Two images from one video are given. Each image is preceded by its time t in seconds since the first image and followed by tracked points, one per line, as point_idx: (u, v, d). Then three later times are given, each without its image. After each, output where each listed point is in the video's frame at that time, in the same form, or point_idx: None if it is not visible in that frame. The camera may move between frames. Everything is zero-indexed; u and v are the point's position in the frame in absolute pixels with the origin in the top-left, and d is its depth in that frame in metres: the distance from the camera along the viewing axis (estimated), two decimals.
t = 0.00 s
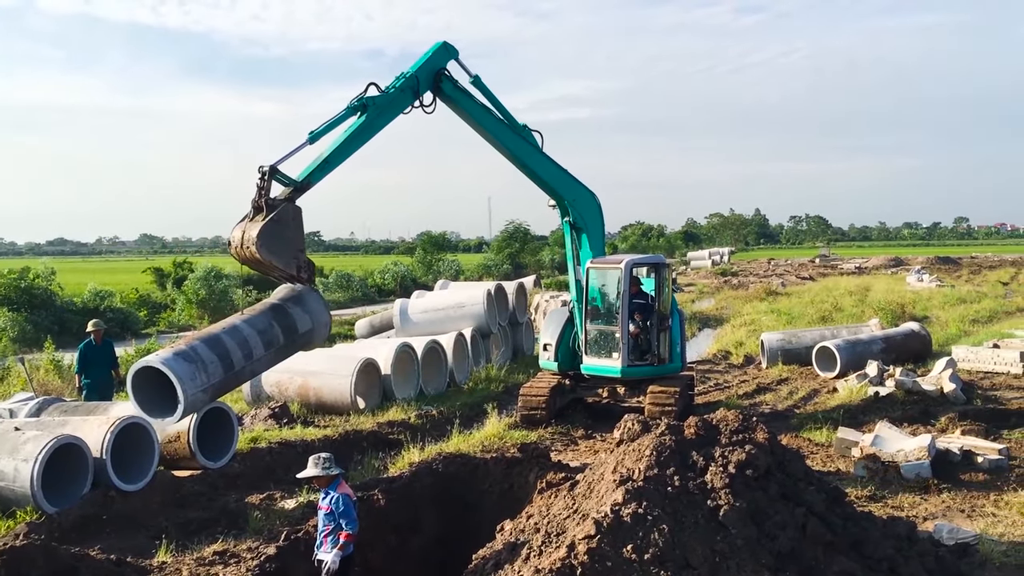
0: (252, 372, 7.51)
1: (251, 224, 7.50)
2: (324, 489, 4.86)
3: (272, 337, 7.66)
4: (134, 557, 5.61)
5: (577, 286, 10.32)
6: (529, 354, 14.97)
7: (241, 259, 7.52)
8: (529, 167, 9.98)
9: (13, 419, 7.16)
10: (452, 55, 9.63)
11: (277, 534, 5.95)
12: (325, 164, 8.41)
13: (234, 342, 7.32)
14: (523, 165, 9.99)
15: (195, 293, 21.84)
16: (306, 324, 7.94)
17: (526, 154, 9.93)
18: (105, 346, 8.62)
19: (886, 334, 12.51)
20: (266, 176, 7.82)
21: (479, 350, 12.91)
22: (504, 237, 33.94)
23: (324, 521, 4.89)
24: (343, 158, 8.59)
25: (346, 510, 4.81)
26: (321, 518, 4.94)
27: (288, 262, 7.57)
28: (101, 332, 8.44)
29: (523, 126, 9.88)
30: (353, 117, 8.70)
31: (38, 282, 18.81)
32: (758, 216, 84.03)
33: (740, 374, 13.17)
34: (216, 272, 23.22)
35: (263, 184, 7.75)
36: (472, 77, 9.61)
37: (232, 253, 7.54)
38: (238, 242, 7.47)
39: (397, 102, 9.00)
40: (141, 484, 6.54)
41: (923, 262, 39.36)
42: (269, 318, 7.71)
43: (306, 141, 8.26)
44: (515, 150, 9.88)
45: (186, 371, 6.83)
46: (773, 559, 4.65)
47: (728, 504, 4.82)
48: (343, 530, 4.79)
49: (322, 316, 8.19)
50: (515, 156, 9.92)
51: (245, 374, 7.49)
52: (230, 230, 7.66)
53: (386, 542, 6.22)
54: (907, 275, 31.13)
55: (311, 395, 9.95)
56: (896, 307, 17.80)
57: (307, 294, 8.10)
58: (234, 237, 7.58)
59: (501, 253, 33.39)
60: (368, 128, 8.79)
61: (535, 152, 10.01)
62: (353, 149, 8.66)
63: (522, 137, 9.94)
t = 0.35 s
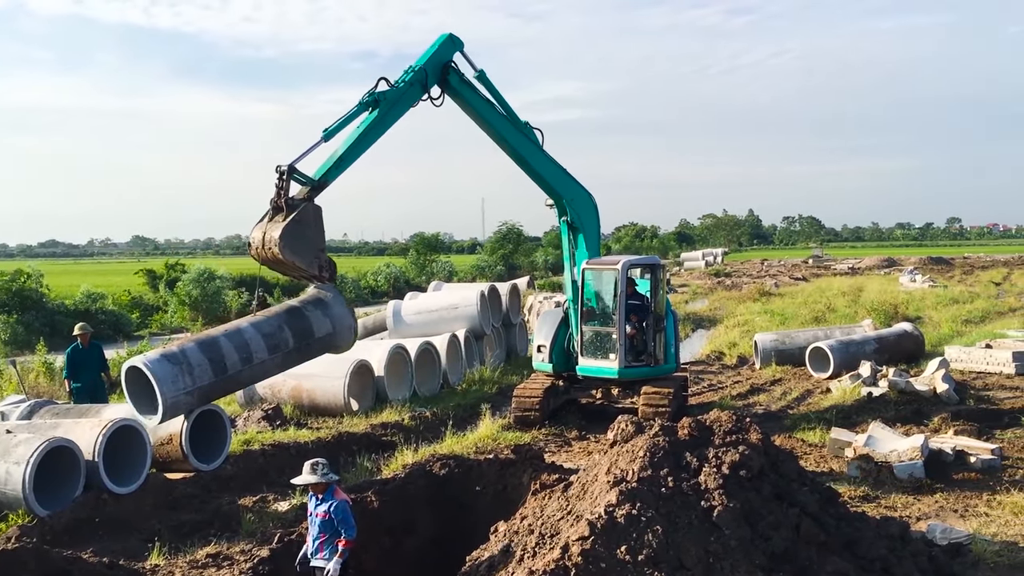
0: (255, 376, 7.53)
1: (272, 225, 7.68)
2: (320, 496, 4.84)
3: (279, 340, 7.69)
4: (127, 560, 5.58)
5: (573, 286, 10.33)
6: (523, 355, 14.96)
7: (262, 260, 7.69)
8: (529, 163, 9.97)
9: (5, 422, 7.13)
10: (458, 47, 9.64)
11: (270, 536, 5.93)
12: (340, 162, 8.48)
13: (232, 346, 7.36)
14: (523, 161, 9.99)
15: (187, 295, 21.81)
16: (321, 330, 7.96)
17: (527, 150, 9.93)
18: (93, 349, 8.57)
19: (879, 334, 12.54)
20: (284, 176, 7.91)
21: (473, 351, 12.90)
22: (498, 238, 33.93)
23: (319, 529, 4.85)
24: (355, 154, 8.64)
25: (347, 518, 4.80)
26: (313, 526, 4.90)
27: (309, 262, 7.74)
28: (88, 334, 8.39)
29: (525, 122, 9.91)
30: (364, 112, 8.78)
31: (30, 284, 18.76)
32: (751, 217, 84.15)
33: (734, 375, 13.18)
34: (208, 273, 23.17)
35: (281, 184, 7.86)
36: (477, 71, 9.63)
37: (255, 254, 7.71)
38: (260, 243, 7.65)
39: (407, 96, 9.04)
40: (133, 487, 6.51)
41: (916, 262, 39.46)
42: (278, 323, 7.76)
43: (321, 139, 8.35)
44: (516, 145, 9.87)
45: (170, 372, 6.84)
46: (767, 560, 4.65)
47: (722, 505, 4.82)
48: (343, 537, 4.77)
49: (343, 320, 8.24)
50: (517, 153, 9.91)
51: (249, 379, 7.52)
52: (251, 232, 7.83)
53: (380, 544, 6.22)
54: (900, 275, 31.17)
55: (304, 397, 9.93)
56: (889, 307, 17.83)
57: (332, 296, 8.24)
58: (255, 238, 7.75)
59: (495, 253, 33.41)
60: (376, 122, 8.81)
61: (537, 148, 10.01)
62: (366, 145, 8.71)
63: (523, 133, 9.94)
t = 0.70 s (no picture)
0: (267, 374, 7.73)
1: (295, 225, 7.76)
2: (319, 500, 4.78)
3: (294, 341, 7.93)
4: (119, 562, 5.57)
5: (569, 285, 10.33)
6: (516, 356, 14.97)
7: (286, 259, 7.77)
8: (530, 160, 9.95)
9: None
10: (466, 39, 9.63)
11: (264, 537, 5.93)
12: (358, 159, 8.49)
13: (243, 344, 7.61)
14: (523, 157, 9.98)
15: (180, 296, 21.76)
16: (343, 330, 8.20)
17: (529, 147, 9.93)
18: (88, 354, 8.55)
19: (871, 335, 12.57)
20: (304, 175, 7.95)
21: (467, 352, 12.89)
22: (491, 239, 33.94)
23: (315, 531, 4.78)
24: (372, 150, 8.65)
25: (346, 523, 4.80)
26: (307, 528, 4.83)
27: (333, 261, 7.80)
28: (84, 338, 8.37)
29: (529, 119, 9.91)
30: (379, 107, 8.77)
31: (21, 285, 18.69)
32: (744, 217, 84.33)
33: (726, 376, 13.21)
34: (201, 275, 23.13)
35: (302, 183, 7.91)
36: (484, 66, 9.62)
37: (279, 254, 7.79)
38: (284, 242, 7.74)
39: (418, 91, 9.05)
40: (126, 489, 6.50)
41: (908, 262, 39.57)
42: (294, 324, 8.01)
43: (340, 137, 8.38)
44: (519, 141, 9.86)
45: (172, 364, 7.11)
46: (760, 560, 4.67)
47: (715, 505, 4.83)
48: (341, 542, 4.77)
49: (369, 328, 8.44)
50: (519, 149, 9.91)
51: (261, 377, 7.72)
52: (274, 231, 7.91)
53: (373, 546, 6.25)
54: (893, 276, 31.24)
55: (297, 398, 9.92)
56: (881, 308, 17.89)
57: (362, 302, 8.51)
58: (278, 238, 7.83)
59: (488, 254, 33.39)
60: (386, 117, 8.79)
61: (539, 145, 10.01)
62: (382, 141, 8.73)
63: (524, 130, 9.93)
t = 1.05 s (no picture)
0: (292, 369, 9.39)
1: (323, 226, 7.83)
2: (314, 504, 4.75)
3: (322, 342, 9.59)
4: (111, 565, 5.54)
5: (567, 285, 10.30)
6: (509, 358, 14.97)
7: (314, 259, 7.82)
8: (531, 158, 9.95)
9: None
10: (474, 32, 9.66)
11: (256, 540, 5.91)
12: (378, 157, 8.52)
13: (269, 342, 9.34)
14: (523, 155, 9.98)
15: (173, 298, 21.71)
16: (375, 336, 9.88)
17: (530, 144, 9.93)
18: (91, 360, 8.50)
19: (864, 337, 12.60)
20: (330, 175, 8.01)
21: (460, 354, 12.89)
22: (484, 241, 33.92)
23: (311, 535, 4.74)
24: (389, 147, 8.67)
25: (342, 523, 4.80)
26: (300, 531, 4.78)
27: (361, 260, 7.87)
28: (88, 343, 8.39)
29: (530, 118, 9.92)
30: (395, 104, 8.80)
31: (12, 286, 18.62)
32: (737, 220, 84.48)
33: (719, 378, 13.23)
34: (193, 276, 23.08)
35: (327, 183, 7.98)
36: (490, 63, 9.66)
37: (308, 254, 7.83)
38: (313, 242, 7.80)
39: (433, 86, 9.07)
40: (117, 491, 6.47)
41: (900, 265, 39.72)
42: (323, 327, 9.68)
43: (360, 134, 8.41)
44: (522, 138, 9.86)
45: (196, 354, 8.98)
46: (753, 562, 4.67)
47: (708, 508, 4.83)
48: (339, 543, 4.76)
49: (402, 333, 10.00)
50: (521, 146, 9.90)
51: (289, 372, 9.40)
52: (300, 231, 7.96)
53: (366, 548, 6.24)
54: (885, 278, 31.35)
55: (291, 400, 9.93)
56: (873, 310, 17.94)
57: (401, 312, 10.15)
58: (306, 238, 7.88)
59: (481, 256, 33.38)
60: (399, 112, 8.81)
61: (539, 143, 10.03)
62: (401, 137, 8.77)
63: (527, 127, 9.94)
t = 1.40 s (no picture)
0: (326, 375, 9.80)
1: (358, 229, 7.86)
2: (306, 508, 4.73)
3: (354, 349, 9.86)
4: (103, 568, 5.52)
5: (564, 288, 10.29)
6: (502, 360, 14.97)
7: (349, 262, 7.84)
8: (535, 155, 9.93)
9: None
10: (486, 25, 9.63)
11: (248, 543, 5.90)
12: (407, 157, 8.53)
13: (303, 350, 9.80)
14: (526, 152, 9.97)
15: (166, 300, 21.67)
16: (406, 341, 9.91)
17: (533, 142, 9.92)
18: (94, 363, 8.47)
19: (856, 339, 12.63)
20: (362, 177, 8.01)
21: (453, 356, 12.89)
22: (477, 243, 33.93)
23: (305, 537, 4.72)
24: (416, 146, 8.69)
25: (336, 524, 4.79)
26: (294, 534, 4.76)
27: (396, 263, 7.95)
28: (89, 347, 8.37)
29: (532, 116, 9.92)
30: (418, 102, 8.78)
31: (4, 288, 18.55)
32: (729, 222, 84.65)
33: (712, 380, 13.25)
34: (185, 278, 23.03)
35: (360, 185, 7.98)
36: (500, 58, 9.64)
37: (344, 257, 7.84)
38: (350, 245, 7.82)
39: (453, 82, 9.06)
40: (109, 494, 6.44)
41: (892, 268, 39.86)
42: (357, 334, 9.93)
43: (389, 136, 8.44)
44: (528, 135, 9.85)
45: (232, 364, 9.72)
46: (746, 564, 4.68)
47: (701, 510, 4.83)
48: (333, 545, 4.76)
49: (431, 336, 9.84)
50: (525, 144, 9.89)
51: (323, 378, 9.85)
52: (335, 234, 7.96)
53: (359, 551, 6.21)
54: (877, 280, 31.48)
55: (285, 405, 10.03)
56: (865, 312, 18.00)
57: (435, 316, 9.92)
58: (342, 241, 7.89)
59: (474, 259, 33.38)
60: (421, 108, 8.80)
61: (540, 141, 10.03)
62: (425, 136, 8.77)
63: (531, 125, 9.95)
